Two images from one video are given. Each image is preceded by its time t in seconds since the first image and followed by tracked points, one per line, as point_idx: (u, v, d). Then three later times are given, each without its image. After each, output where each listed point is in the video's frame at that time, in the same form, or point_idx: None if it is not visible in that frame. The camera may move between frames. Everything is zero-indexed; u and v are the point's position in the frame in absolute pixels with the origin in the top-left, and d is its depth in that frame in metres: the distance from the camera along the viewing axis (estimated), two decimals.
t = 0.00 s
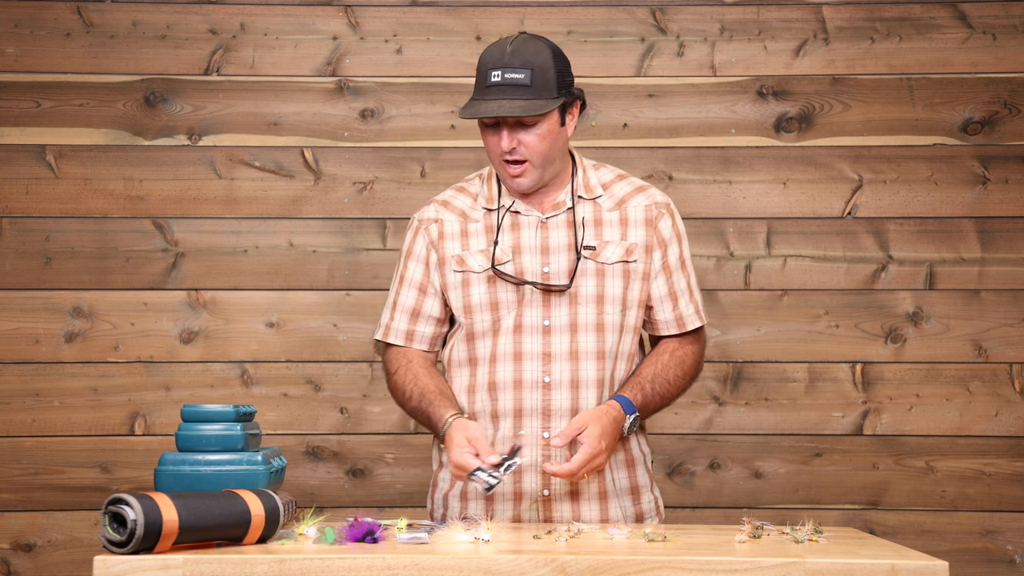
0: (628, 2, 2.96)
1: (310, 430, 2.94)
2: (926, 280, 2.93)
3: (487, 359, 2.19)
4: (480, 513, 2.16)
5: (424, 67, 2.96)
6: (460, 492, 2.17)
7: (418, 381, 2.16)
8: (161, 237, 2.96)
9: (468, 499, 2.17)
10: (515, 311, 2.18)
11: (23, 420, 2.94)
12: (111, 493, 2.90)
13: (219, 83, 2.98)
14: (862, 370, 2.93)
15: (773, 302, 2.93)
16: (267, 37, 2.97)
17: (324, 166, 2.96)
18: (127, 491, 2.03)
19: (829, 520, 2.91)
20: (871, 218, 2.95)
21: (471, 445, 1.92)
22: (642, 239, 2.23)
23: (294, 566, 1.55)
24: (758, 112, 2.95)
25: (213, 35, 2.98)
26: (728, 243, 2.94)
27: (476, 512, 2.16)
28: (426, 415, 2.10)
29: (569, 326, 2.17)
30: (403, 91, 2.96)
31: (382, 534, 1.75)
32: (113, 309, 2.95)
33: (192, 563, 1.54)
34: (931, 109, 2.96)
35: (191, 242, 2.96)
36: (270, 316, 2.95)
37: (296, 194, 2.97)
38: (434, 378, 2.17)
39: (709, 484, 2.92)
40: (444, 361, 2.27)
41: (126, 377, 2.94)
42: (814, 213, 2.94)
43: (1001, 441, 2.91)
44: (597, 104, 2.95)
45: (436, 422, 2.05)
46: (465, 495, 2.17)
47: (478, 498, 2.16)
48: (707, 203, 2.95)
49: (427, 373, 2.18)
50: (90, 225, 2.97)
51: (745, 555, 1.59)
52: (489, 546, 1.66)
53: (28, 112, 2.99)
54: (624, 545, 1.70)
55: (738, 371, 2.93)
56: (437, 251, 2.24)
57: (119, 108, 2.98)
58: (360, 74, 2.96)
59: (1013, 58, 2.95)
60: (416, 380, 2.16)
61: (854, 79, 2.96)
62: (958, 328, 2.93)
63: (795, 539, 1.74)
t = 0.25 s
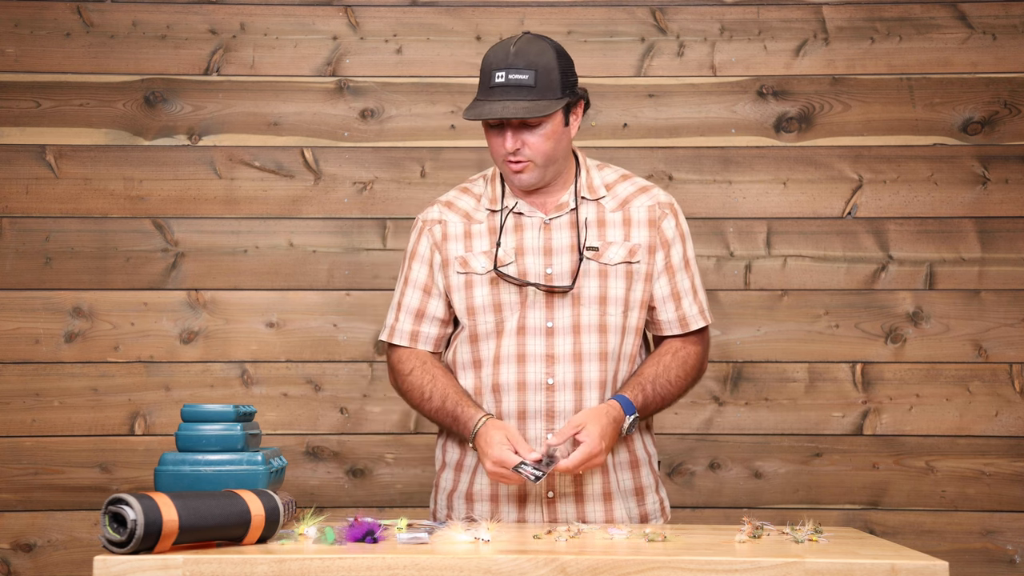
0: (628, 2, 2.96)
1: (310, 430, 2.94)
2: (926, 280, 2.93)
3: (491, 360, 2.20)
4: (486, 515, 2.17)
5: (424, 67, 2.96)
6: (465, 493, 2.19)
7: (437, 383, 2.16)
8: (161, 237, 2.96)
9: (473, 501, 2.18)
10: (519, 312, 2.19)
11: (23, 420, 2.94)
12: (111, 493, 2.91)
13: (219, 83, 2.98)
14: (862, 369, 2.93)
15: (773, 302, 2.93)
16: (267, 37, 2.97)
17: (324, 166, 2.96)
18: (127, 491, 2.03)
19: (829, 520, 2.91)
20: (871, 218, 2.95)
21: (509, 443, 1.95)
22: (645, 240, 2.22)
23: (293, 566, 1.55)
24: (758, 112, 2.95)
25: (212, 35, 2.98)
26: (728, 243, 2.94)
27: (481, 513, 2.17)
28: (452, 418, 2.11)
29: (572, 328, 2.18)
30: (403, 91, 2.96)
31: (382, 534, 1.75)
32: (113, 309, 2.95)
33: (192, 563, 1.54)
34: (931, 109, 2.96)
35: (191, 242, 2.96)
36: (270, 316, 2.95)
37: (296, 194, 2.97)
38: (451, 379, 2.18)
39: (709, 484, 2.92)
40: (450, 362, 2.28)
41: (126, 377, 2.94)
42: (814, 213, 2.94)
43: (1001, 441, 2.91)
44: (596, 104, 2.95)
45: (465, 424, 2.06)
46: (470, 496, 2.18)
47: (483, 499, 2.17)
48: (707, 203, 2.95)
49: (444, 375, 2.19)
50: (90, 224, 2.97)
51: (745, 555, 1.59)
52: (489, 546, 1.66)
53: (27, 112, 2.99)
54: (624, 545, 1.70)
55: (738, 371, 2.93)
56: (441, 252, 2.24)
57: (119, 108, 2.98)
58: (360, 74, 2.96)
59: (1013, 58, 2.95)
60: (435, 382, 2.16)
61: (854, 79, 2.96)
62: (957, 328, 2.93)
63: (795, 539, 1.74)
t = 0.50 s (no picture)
0: (628, 2, 2.96)
1: (310, 430, 2.94)
2: (926, 280, 2.93)
3: (491, 360, 2.20)
4: (485, 515, 2.17)
5: (424, 67, 2.96)
6: (465, 492, 2.19)
7: (437, 378, 2.16)
8: (161, 237, 2.96)
9: (473, 501, 2.18)
10: (520, 312, 2.19)
11: (23, 420, 2.94)
12: (111, 493, 2.90)
13: (219, 83, 2.98)
14: (862, 369, 2.93)
15: (773, 302, 2.93)
16: (267, 37, 2.97)
17: (324, 166, 2.96)
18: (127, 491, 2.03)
19: (829, 520, 2.91)
20: (871, 218, 2.95)
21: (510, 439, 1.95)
22: (648, 242, 2.22)
23: (293, 566, 1.55)
24: (758, 112, 2.95)
25: (212, 35, 2.98)
26: (728, 243, 2.94)
27: (480, 513, 2.17)
28: (450, 413, 2.11)
29: (573, 329, 2.18)
30: (403, 91, 2.96)
31: (382, 534, 1.75)
32: (113, 309, 2.95)
33: (192, 563, 1.54)
34: (931, 109, 2.96)
35: (191, 242, 2.96)
36: (270, 316, 2.95)
37: (296, 194, 2.97)
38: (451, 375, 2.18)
39: (709, 484, 2.92)
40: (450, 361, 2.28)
41: (126, 377, 2.94)
42: (814, 213, 2.94)
43: (1001, 441, 2.91)
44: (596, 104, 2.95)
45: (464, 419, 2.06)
46: (470, 496, 2.18)
47: (483, 499, 2.17)
48: (707, 203, 2.95)
49: (444, 370, 2.19)
50: (90, 225, 2.97)
51: (745, 555, 1.59)
52: (489, 546, 1.66)
53: (28, 112, 2.99)
54: (624, 545, 1.70)
55: (738, 371, 2.93)
56: (444, 250, 2.24)
57: (119, 108, 2.98)
58: (360, 74, 2.96)
59: (1013, 58, 2.95)
60: (434, 378, 2.16)
61: (854, 79, 2.96)
62: (957, 328, 2.93)
63: (796, 539, 1.74)
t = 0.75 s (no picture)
0: (628, 2, 2.96)
1: (310, 430, 2.94)
2: (926, 280, 2.93)
3: (491, 359, 2.20)
4: (484, 514, 2.17)
5: (424, 67, 2.96)
6: (464, 491, 2.19)
7: (434, 377, 2.17)
8: (161, 237, 2.96)
9: (472, 500, 2.18)
10: (520, 312, 2.19)
11: (23, 421, 2.94)
12: (111, 493, 2.91)
13: (219, 83, 2.98)
14: (862, 369, 2.93)
15: (773, 302, 2.93)
16: (267, 37, 2.97)
17: (324, 166, 2.96)
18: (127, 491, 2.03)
19: (829, 520, 2.91)
20: (871, 218, 2.95)
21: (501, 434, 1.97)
22: (649, 243, 2.22)
23: (294, 566, 1.55)
24: (758, 112, 2.95)
25: (213, 35, 2.98)
26: (728, 243, 2.94)
27: (479, 512, 2.17)
28: (444, 412, 2.11)
29: (574, 329, 2.18)
30: (403, 91, 2.96)
31: (382, 534, 1.75)
32: (113, 309, 2.95)
33: (192, 563, 1.54)
34: (931, 109, 2.96)
35: (191, 242, 2.96)
36: (270, 316, 2.95)
37: (296, 194, 2.97)
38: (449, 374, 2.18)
39: (709, 484, 2.92)
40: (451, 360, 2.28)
41: (126, 377, 2.94)
42: (814, 213, 2.94)
43: (1001, 441, 2.91)
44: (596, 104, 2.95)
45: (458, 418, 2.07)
46: (469, 495, 2.19)
47: (481, 498, 2.17)
48: (707, 203, 2.95)
49: (442, 369, 2.19)
50: (90, 225, 2.97)
51: (745, 555, 1.59)
52: (489, 546, 1.66)
53: (28, 112, 2.99)
54: (625, 545, 1.70)
55: (738, 371, 2.93)
56: (446, 249, 2.24)
57: (119, 108, 2.98)
58: (360, 74, 2.96)
59: (1013, 58, 2.95)
60: (431, 377, 2.17)
61: (854, 79, 2.96)
62: (957, 328, 2.93)
63: (795, 539, 1.74)
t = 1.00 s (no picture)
0: (628, 2, 2.96)
1: (310, 430, 2.94)
2: (926, 280, 2.93)
3: (493, 358, 2.20)
4: (484, 512, 2.16)
5: (424, 67, 2.96)
6: (465, 490, 2.19)
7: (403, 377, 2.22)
8: (161, 238, 2.96)
9: (471, 498, 2.18)
10: (523, 311, 2.19)
11: (23, 421, 2.94)
12: (111, 493, 2.90)
13: (219, 83, 2.98)
14: (862, 369, 2.93)
15: (773, 302, 2.93)
16: (267, 37, 2.97)
17: (324, 166, 2.96)
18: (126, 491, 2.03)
19: (829, 520, 2.91)
20: (871, 218, 2.95)
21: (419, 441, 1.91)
22: (654, 244, 2.22)
23: (293, 566, 1.55)
24: (758, 112, 2.95)
25: (212, 35, 2.98)
26: (728, 243, 2.94)
27: (479, 511, 2.17)
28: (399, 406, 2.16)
29: (576, 328, 2.18)
30: (403, 91, 2.96)
31: (382, 534, 1.75)
32: (113, 309, 2.95)
33: (192, 563, 1.54)
34: (931, 110, 2.96)
35: (191, 242, 2.96)
36: (270, 316, 2.95)
37: (296, 194, 2.97)
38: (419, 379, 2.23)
39: (709, 484, 2.92)
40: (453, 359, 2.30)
41: (126, 377, 2.94)
42: (814, 213, 2.94)
43: (1001, 441, 2.91)
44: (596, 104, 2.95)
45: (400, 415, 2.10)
46: (470, 493, 2.19)
47: (482, 497, 2.17)
48: (707, 203, 2.95)
49: (414, 372, 2.24)
50: (91, 225, 2.97)
51: (745, 555, 1.59)
52: (489, 546, 1.66)
53: (28, 112, 2.99)
54: (625, 545, 1.70)
55: (738, 371, 2.93)
56: (449, 249, 2.27)
57: (119, 108, 2.99)
58: (360, 74, 2.96)
59: (1012, 58, 2.95)
60: (402, 376, 2.24)
61: (854, 79, 2.96)
62: (957, 327, 2.93)
63: (795, 539, 1.74)
